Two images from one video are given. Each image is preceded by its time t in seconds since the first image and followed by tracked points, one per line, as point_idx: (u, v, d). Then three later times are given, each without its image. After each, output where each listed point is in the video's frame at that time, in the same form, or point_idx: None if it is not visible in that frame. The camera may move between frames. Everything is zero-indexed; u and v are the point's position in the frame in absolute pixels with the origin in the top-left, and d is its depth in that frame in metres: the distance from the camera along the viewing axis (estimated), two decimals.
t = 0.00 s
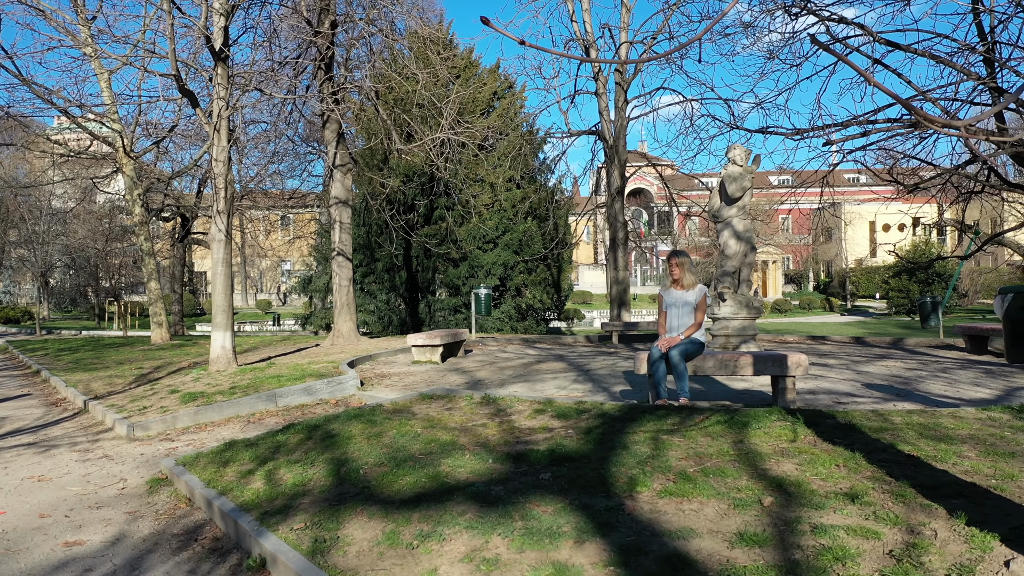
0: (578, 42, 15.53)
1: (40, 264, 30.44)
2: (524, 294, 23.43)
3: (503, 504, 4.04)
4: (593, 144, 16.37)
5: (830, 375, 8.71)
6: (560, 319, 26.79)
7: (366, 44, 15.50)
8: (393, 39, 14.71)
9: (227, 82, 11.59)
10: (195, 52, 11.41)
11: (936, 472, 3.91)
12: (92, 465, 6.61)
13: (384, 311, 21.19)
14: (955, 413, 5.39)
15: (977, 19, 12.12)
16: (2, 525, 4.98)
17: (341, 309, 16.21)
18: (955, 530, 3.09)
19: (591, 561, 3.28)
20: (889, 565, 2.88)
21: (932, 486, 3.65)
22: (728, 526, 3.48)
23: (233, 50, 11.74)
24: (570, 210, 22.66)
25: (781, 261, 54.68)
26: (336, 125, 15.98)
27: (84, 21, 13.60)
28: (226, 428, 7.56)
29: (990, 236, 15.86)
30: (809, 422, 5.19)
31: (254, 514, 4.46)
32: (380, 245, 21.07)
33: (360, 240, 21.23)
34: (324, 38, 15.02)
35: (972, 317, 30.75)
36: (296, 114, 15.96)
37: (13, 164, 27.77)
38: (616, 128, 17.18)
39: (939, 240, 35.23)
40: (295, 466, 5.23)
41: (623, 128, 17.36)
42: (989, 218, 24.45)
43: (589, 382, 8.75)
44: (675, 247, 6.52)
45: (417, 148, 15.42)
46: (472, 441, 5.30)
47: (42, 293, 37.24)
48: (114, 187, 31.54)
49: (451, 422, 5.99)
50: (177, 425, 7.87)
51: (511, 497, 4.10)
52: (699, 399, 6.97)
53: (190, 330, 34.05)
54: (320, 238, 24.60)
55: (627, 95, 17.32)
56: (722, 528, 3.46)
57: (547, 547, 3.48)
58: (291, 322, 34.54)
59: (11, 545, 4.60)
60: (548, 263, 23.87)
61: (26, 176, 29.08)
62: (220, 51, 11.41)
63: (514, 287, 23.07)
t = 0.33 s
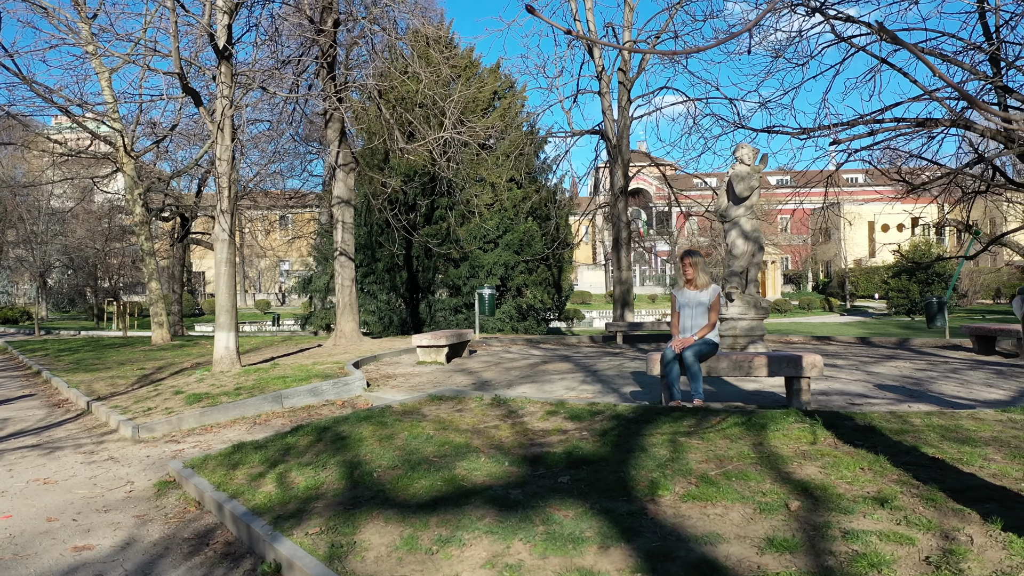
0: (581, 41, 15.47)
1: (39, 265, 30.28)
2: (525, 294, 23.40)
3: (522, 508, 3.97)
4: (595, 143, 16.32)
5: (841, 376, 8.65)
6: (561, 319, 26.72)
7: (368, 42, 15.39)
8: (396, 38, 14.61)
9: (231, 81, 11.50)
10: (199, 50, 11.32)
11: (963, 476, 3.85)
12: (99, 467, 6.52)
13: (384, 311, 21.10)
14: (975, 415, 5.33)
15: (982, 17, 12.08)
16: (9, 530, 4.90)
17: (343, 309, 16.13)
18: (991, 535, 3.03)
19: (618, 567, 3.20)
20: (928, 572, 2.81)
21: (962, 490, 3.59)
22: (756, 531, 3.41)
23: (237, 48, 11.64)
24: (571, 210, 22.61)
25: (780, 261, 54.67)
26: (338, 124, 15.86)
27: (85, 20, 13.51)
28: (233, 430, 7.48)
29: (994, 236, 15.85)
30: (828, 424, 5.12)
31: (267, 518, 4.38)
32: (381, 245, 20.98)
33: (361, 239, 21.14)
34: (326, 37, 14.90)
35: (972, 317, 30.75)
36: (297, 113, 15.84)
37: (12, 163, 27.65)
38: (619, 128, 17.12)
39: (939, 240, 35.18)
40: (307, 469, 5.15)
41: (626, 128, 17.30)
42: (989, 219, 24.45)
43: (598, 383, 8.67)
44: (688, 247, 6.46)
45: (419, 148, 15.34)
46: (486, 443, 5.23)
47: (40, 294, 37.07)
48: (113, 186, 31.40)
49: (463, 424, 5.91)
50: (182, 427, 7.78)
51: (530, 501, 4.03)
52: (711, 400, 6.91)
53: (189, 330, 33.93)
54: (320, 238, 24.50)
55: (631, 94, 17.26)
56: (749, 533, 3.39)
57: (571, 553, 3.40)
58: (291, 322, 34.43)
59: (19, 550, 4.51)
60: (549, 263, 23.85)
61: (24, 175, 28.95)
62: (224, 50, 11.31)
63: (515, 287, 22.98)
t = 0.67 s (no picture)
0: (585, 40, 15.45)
1: (36, 265, 30.09)
2: (525, 294, 23.37)
3: (544, 511, 3.91)
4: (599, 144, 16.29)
5: (852, 377, 8.60)
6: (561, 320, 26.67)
7: (370, 41, 15.27)
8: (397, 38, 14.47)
9: (235, 80, 11.40)
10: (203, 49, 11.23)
11: (992, 478, 3.81)
12: (107, 469, 6.45)
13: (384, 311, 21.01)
14: (995, 416, 5.28)
15: (987, 18, 12.09)
16: (19, 533, 4.82)
17: (346, 309, 16.05)
18: None
19: (649, 572, 3.15)
20: None
21: (992, 492, 3.54)
22: (787, 535, 3.35)
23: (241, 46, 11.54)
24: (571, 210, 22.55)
25: (778, 261, 54.66)
26: (341, 124, 15.77)
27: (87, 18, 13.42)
28: (241, 432, 7.40)
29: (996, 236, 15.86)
30: (848, 425, 5.08)
31: (284, 521, 4.32)
32: (382, 244, 20.92)
33: (361, 239, 21.06)
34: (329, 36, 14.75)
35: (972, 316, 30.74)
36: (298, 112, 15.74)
37: (10, 163, 27.51)
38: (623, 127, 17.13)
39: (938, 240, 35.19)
40: (321, 471, 5.09)
41: (629, 127, 17.25)
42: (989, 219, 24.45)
43: (608, 383, 8.62)
44: (703, 247, 6.40)
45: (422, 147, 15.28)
46: (502, 445, 5.17)
47: (38, 295, 36.90)
48: (111, 186, 31.23)
49: (477, 426, 5.86)
50: (189, 428, 7.69)
51: (553, 504, 3.97)
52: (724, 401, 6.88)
53: (187, 330, 33.76)
54: (320, 238, 24.41)
55: (634, 94, 17.23)
56: (780, 537, 3.34)
57: (599, 557, 3.35)
58: (290, 322, 34.31)
59: (31, 554, 4.44)
60: (549, 264, 23.82)
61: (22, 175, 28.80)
62: (227, 48, 11.22)
63: (516, 287, 22.92)
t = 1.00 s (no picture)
0: (588, 40, 15.45)
1: (34, 266, 29.87)
2: (525, 294, 23.34)
3: (571, 514, 3.86)
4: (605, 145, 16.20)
5: (863, 377, 8.56)
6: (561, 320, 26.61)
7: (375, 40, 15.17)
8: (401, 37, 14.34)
9: (240, 78, 11.32)
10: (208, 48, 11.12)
11: None
12: (117, 472, 6.38)
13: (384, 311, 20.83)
14: (1018, 418, 5.24)
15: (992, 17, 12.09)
16: (33, 537, 4.76)
17: (349, 310, 15.98)
18: None
19: None
20: None
21: None
22: (823, 539, 3.30)
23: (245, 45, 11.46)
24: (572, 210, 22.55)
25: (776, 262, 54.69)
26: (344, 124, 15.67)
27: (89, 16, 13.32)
28: (251, 433, 7.33)
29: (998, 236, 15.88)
30: (870, 427, 5.04)
31: (305, 525, 4.26)
32: (383, 244, 20.85)
33: (362, 239, 20.97)
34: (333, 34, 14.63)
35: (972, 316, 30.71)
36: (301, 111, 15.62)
37: (9, 163, 27.33)
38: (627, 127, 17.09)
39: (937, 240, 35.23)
40: (338, 473, 5.03)
41: (633, 127, 17.22)
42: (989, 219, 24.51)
43: (619, 384, 8.56)
44: (720, 246, 6.35)
45: (426, 147, 15.18)
46: (521, 447, 5.12)
47: (36, 296, 36.68)
48: (110, 186, 31.05)
49: (494, 427, 5.81)
50: (198, 430, 7.63)
51: (579, 508, 3.92)
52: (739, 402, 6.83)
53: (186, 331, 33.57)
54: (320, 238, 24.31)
55: (638, 94, 17.21)
56: (816, 541, 3.29)
57: (632, 562, 3.30)
58: (289, 323, 34.17)
59: (46, 559, 4.37)
60: (549, 264, 23.80)
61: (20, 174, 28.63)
62: (232, 47, 11.14)
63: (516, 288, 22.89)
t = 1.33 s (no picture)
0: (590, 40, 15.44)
1: (30, 266, 29.63)
2: (524, 295, 23.32)
3: (599, 518, 3.82)
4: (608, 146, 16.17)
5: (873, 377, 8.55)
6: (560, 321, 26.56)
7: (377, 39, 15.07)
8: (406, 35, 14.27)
9: (245, 78, 11.25)
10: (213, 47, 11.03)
11: None
12: (127, 474, 6.31)
13: (384, 312, 20.68)
14: None
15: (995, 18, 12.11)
16: (48, 541, 4.69)
17: (351, 310, 15.89)
18: None
19: None
20: None
21: None
22: (859, 543, 3.27)
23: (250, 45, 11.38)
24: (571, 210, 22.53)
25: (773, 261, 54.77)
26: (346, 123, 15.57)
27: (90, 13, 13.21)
28: (260, 435, 7.26)
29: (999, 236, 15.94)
30: (891, 428, 5.01)
31: (326, 529, 4.20)
32: (383, 244, 20.73)
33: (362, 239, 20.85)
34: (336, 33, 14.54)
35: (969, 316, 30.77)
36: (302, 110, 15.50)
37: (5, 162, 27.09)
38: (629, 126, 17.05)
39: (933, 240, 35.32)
40: (356, 476, 4.98)
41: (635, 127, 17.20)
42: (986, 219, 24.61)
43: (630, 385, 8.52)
44: (735, 247, 6.32)
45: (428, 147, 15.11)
46: (541, 450, 5.07)
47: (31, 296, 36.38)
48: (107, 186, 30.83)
49: (510, 429, 5.75)
50: (206, 431, 7.56)
51: (607, 511, 3.88)
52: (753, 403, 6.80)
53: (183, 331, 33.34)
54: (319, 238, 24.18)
55: (640, 94, 17.18)
56: (852, 545, 3.25)
57: (667, 565, 3.25)
58: (287, 323, 33.99)
59: (63, 564, 4.30)
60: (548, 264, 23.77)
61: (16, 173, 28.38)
62: (238, 46, 11.06)
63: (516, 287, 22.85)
